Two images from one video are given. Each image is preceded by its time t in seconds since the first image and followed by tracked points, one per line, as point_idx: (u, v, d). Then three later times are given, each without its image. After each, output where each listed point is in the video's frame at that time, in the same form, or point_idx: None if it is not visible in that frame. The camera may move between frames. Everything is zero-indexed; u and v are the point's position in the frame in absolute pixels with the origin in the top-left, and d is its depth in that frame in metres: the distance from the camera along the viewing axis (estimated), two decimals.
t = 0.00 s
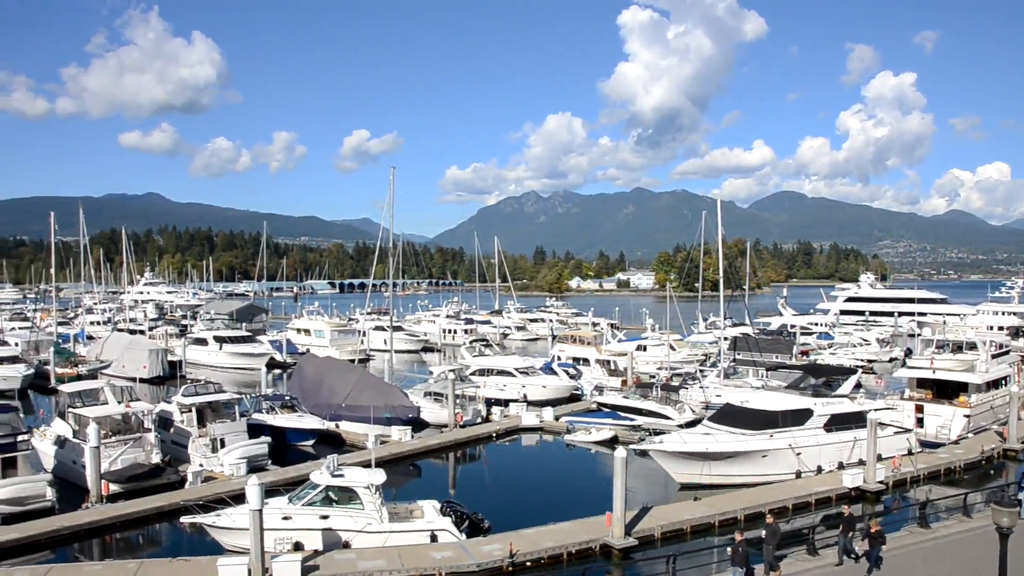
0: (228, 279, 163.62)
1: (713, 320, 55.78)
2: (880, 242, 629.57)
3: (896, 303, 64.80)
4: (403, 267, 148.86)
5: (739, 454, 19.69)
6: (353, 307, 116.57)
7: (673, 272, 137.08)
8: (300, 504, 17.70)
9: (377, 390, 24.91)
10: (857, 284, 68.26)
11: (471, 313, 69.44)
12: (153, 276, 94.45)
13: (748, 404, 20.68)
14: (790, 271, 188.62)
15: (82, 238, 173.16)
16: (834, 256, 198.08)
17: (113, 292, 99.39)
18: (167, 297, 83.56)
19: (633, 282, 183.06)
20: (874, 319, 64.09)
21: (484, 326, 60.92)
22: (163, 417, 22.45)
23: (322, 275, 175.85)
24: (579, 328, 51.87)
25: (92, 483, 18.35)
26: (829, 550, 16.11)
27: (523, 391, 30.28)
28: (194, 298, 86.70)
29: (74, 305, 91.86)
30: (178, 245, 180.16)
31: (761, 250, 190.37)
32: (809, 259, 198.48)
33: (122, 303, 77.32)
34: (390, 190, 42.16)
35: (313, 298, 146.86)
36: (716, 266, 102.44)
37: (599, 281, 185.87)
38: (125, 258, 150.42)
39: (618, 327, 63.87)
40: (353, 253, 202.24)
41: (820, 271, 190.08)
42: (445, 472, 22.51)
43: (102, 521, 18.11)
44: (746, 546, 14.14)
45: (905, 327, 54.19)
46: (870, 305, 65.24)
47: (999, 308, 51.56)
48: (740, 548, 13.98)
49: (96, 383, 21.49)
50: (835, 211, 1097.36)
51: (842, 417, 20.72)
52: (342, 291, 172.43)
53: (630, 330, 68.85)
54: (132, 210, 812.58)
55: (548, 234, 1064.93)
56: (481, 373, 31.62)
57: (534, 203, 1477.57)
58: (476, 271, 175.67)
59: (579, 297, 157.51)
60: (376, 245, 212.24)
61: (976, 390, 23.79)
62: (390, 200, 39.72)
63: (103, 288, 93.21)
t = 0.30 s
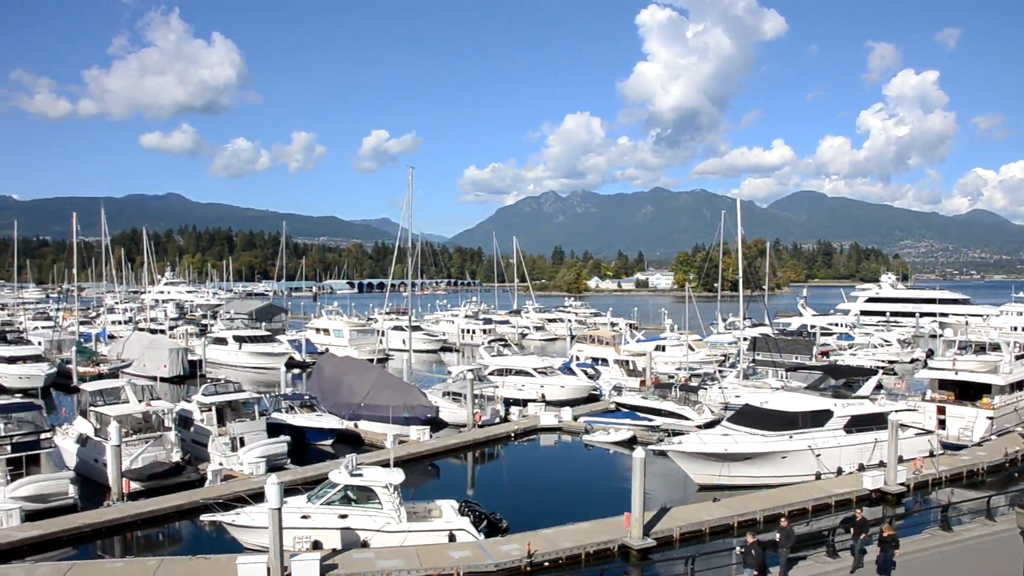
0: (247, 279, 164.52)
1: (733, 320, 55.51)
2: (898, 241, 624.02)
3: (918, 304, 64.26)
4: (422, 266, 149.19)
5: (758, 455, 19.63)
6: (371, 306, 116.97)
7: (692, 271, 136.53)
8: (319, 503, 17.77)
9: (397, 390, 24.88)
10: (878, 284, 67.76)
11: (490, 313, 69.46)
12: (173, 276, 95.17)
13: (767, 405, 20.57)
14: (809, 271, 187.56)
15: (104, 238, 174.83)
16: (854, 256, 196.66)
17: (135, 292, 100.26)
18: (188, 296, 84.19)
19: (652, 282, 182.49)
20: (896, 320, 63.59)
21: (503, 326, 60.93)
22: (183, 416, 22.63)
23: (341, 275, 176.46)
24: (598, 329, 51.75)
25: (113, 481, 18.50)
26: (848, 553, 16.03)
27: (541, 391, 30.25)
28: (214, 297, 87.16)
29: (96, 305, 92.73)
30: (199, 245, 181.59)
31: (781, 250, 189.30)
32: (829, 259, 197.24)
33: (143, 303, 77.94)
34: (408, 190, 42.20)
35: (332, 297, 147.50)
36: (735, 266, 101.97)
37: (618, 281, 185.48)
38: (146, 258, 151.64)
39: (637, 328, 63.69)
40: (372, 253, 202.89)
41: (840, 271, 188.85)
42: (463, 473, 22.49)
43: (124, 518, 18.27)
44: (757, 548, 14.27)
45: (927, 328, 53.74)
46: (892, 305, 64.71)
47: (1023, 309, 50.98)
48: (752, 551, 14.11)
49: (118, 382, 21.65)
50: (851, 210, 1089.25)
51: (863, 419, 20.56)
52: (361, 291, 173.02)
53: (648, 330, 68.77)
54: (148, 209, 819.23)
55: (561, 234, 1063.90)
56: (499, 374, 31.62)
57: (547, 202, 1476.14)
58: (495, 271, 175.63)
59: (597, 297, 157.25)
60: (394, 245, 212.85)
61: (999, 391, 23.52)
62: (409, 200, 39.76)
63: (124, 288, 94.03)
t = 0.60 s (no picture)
0: (267, 279, 165.53)
1: (753, 320, 55.26)
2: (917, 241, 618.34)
3: (941, 304, 63.67)
4: (441, 266, 149.65)
5: (778, 457, 19.53)
6: (391, 306, 117.35)
7: (712, 272, 135.98)
8: (339, 502, 17.82)
9: (415, 389, 25.03)
10: (900, 284, 67.23)
11: (509, 313, 69.42)
12: (194, 276, 95.90)
13: (788, 405, 20.45)
14: (830, 272, 186.33)
15: (127, 238, 176.68)
16: (876, 257, 195.20)
17: (157, 291, 101.18)
18: (209, 296, 84.83)
19: (672, 282, 181.86)
20: (918, 320, 63.09)
21: (522, 326, 60.94)
22: (204, 414, 22.76)
23: (360, 275, 177.14)
24: (618, 329, 51.69)
25: (135, 479, 18.63)
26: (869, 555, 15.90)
27: (560, 391, 30.22)
28: (234, 297, 87.72)
29: (118, 304, 93.71)
30: (219, 245, 182.83)
31: (801, 250, 188.18)
32: (850, 259, 195.89)
33: (165, 302, 78.60)
34: (427, 190, 42.27)
35: (352, 297, 148.14)
36: (756, 266, 101.60)
37: (637, 281, 185.06)
38: (168, 258, 152.91)
39: (656, 328, 63.51)
40: (392, 254, 203.56)
41: (861, 271, 187.47)
42: (482, 472, 22.50)
43: (145, 516, 18.40)
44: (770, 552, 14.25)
45: (949, 329, 53.29)
46: (914, 306, 64.21)
47: None
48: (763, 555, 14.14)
49: (139, 381, 21.79)
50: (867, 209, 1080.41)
51: (884, 420, 20.40)
52: (380, 291, 173.60)
53: (667, 331, 68.62)
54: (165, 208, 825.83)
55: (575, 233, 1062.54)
56: (518, 373, 31.63)
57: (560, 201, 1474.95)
58: (514, 271, 175.63)
59: (616, 297, 157.08)
60: (413, 245, 213.45)
61: None
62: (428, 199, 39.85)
63: (146, 288, 94.82)
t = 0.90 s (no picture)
0: (287, 279, 166.48)
1: (773, 321, 54.97)
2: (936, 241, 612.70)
3: (964, 305, 63.09)
4: (460, 265, 149.75)
5: (798, 458, 19.43)
6: (411, 305, 117.73)
7: (732, 272, 135.49)
8: (358, 501, 17.89)
9: (436, 388, 24.87)
10: (922, 285, 66.66)
11: (528, 313, 69.32)
12: (214, 276, 96.51)
13: (808, 406, 20.30)
14: (852, 272, 184.69)
15: (149, 238, 178.23)
16: (898, 257, 193.92)
17: (178, 291, 101.95)
18: (229, 296, 85.36)
19: (691, 282, 181.23)
20: (940, 321, 62.58)
21: (541, 326, 60.92)
22: (224, 413, 22.91)
23: (380, 274, 177.72)
24: (637, 330, 51.55)
25: (156, 477, 18.78)
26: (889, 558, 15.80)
27: (580, 392, 30.20)
28: (254, 297, 88.18)
29: (140, 304, 94.46)
30: (240, 245, 183.99)
31: (822, 250, 186.73)
32: (871, 260, 194.64)
33: (186, 301, 79.17)
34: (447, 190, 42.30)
35: (371, 296, 148.60)
36: (777, 265, 100.93)
37: (657, 281, 184.65)
38: (190, 258, 154.00)
39: (676, 328, 63.27)
40: (411, 254, 203.95)
41: (882, 271, 186.31)
42: (501, 472, 22.51)
43: (166, 513, 18.53)
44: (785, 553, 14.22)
45: (972, 330, 52.82)
46: (936, 307, 63.69)
47: None
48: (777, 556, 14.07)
49: (160, 379, 21.92)
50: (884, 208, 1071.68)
51: (905, 421, 20.22)
52: (399, 291, 174.09)
53: (687, 331, 68.38)
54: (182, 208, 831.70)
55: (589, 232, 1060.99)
56: (537, 373, 31.60)
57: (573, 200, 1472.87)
58: (533, 271, 175.62)
59: (636, 297, 156.59)
60: (431, 245, 213.77)
61: None
62: (448, 199, 39.93)
63: (167, 288, 95.56)
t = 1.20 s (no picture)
0: (307, 279, 167.44)
1: (795, 321, 54.66)
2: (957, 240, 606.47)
3: (989, 306, 62.48)
4: (481, 265, 149.98)
5: (820, 459, 19.33)
6: (432, 305, 118.05)
7: (753, 271, 134.92)
8: (378, 500, 17.92)
9: (455, 388, 25.05)
10: (946, 285, 66.07)
11: (548, 313, 69.27)
12: (235, 276, 97.19)
13: (830, 407, 20.18)
14: (874, 271, 183.22)
15: (172, 238, 179.96)
16: (921, 257, 192.47)
17: (200, 291, 102.77)
18: (250, 296, 85.96)
19: (712, 282, 180.55)
20: (965, 322, 62.02)
21: (561, 326, 60.90)
22: (246, 412, 23.06)
23: (400, 274, 178.35)
24: (658, 329, 51.47)
25: (178, 475, 18.93)
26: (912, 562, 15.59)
27: (599, 392, 30.15)
28: (275, 296, 88.66)
29: (163, 304, 95.34)
30: (261, 244, 185.29)
31: (844, 251, 185.41)
32: (894, 259, 193.24)
33: (207, 300, 79.84)
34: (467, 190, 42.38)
35: (392, 296, 149.13)
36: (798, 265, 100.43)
37: (677, 281, 184.19)
38: (212, 258, 155.21)
39: (697, 328, 63.06)
40: (431, 253, 204.40)
41: (906, 271, 185.03)
42: (521, 472, 22.51)
43: (188, 511, 18.67)
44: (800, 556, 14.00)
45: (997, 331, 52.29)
46: (960, 307, 63.14)
47: None
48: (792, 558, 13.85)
49: (182, 379, 22.11)
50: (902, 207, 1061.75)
51: (929, 423, 20.03)
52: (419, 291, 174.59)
53: (708, 331, 68.08)
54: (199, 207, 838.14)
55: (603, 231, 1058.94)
56: (557, 373, 31.58)
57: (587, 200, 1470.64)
58: (553, 271, 175.60)
59: (657, 297, 156.20)
60: (450, 245, 214.24)
61: None
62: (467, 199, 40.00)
63: (189, 287, 96.40)
